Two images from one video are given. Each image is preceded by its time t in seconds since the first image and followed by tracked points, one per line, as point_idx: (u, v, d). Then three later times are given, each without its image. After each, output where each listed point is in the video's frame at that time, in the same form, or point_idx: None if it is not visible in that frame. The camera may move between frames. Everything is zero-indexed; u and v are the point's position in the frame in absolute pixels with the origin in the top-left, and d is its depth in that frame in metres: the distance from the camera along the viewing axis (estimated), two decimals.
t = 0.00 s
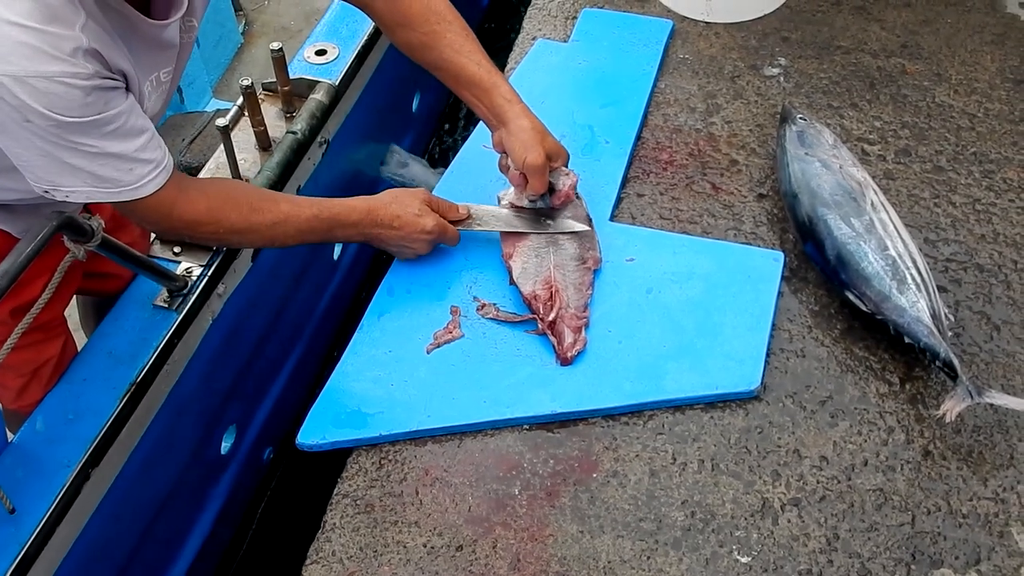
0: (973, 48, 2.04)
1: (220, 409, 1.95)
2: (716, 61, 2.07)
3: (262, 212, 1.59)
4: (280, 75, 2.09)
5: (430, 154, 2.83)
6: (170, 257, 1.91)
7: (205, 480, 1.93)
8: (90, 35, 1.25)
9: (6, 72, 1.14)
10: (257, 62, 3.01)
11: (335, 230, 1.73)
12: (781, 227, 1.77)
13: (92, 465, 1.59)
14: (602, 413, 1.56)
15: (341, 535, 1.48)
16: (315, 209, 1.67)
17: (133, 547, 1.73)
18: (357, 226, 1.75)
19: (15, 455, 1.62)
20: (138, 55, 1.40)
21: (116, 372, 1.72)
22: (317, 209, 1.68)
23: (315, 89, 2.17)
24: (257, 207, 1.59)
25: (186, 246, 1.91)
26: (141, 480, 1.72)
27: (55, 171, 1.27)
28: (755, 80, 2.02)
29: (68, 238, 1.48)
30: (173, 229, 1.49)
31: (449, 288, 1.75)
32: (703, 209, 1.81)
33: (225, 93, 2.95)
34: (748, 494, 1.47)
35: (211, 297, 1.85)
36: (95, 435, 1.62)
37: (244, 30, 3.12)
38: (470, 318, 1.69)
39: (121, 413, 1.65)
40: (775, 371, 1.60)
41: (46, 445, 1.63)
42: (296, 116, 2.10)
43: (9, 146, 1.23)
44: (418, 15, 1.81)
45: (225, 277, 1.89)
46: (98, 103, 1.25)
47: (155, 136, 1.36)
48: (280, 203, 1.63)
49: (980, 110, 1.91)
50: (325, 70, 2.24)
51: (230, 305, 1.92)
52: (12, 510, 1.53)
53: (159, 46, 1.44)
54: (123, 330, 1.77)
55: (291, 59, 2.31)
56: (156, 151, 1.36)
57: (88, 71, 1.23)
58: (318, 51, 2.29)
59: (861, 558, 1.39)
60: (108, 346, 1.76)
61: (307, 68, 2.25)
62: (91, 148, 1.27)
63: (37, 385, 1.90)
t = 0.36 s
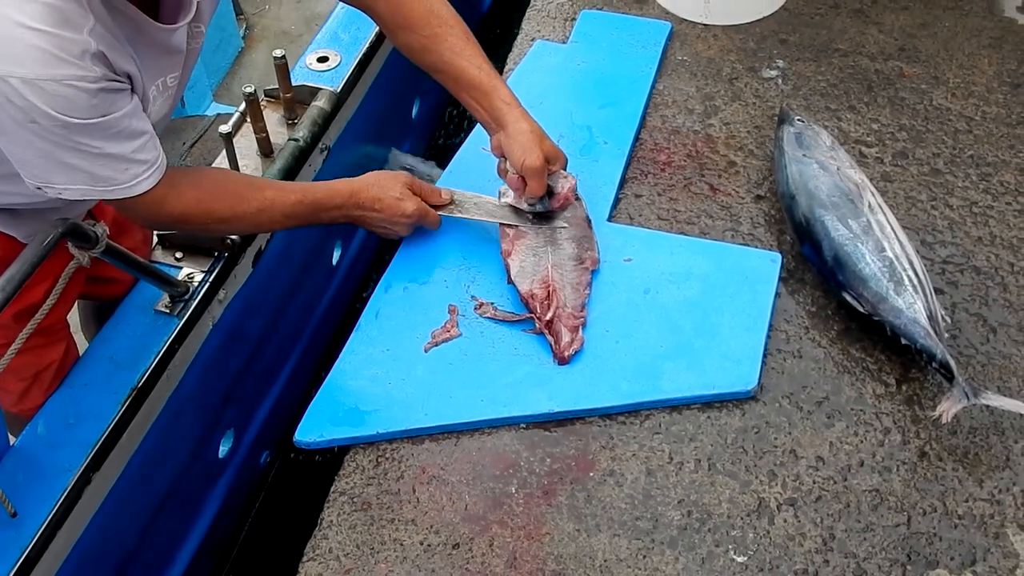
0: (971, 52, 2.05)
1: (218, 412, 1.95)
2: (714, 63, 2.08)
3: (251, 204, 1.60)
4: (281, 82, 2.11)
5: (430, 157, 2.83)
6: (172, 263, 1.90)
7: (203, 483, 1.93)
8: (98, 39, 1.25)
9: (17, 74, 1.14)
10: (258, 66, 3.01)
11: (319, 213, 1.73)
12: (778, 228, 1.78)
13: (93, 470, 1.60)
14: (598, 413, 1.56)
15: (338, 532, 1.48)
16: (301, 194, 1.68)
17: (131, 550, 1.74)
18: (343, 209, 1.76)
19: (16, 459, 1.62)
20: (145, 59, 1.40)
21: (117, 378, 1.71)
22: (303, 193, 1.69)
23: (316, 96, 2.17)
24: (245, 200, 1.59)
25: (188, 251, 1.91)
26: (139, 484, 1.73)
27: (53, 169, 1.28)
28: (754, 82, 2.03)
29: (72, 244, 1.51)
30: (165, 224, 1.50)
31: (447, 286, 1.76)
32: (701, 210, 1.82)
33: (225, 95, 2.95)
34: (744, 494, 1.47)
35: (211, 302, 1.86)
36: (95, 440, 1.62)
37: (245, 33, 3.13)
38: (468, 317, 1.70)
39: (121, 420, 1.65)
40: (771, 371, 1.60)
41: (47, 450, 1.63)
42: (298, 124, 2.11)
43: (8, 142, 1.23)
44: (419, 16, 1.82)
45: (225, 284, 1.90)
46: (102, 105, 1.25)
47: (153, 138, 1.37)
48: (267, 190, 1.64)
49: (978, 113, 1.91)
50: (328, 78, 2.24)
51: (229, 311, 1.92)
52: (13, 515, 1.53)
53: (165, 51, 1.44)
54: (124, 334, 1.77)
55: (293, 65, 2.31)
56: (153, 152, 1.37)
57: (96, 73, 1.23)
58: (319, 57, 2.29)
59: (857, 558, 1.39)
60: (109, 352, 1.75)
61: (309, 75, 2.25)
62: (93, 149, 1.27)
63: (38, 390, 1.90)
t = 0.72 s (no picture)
0: (976, 57, 2.05)
1: (221, 413, 1.94)
2: (720, 64, 2.08)
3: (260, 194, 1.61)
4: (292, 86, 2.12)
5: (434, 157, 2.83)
6: (180, 263, 1.96)
7: (204, 483, 1.92)
8: (117, 37, 1.25)
9: (41, 73, 1.14)
10: (264, 66, 3.00)
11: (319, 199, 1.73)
12: (783, 230, 1.78)
13: (101, 468, 1.65)
14: (602, 411, 1.56)
15: (340, 527, 1.48)
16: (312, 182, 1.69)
17: (134, 550, 1.74)
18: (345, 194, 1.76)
19: (25, 457, 1.68)
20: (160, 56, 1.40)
21: (126, 378, 1.77)
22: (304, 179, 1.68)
23: (326, 101, 2.20)
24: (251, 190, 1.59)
25: (197, 253, 1.97)
26: (145, 484, 1.73)
27: (66, 165, 1.28)
28: (759, 84, 2.03)
29: (88, 245, 1.54)
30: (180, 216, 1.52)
31: (450, 282, 1.76)
32: (706, 211, 1.82)
33: (228, 93, 2.95)
34: (747, 495, 1.47)
35: (219, 304, 1.89)
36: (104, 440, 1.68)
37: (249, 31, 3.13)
38: (472, 314, 1.70)
39: (130, 418, 1.71)
40: (775, 372, 1.60)
41: (56, 448, 1.68)
42: (308, 128, 2.13)
43: (25, 137, 1.23)
44: (426, 13, 1.82)
45: (233, 286, 1.93)
46: (121, 103, 1.25)
47: (166, 136, 1.37)
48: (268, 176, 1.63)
49: (983, 118, 1.92)
50: (338, 82, 2.26)
51: (237, 313, 1.93)
52: (24, 512, 1.59)
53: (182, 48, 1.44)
54: (133, 335, 1.83)
55: (302, 69, 2.32)
56: (165, 150, 1.37)
57: (117, 73, 1.23)
58: (329, 61, 2.31)
59: (859, 560, 1.39)
60: (119, 352, 1.81)
61: (319, 80, 2.27)
62: (110, 146, 1.27)
63: (48, 388, 1.91)
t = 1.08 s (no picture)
0: (1011, 67, 2.04)
1: (244, 410, 1.94)
2: (751, 70, 2.08)
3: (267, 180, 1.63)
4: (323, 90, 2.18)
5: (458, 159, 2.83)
6: (210, 264, 2.03)
7: (223, 481, 1.93)
8: (162, 30, 1.26)
9: (83, 58, 1.16)
10: (290, 65, 3.01)
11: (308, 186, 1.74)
12: (813, 237, 1.77)
13: (129, 465, 1.66)
14: (629, 415, 1.56)
15: (365, 524, 1.48)
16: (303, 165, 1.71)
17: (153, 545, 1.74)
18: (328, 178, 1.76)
19: (55, 451, 1.74)
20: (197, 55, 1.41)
21: (156, 376, 1.84)
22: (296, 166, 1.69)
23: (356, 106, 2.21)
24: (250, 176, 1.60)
25: (225, 254, 2.03)
26: (169, 481, 1.73)
27: (88, 159, 1.28)
28: (790, 90, 2.03)
29: (125, 245, 1.59)
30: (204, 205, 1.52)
31: (479, 284, 1.75)
32: (735, 217, 1.81)
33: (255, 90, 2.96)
34: (774, 503, 1.46)
35: (247, 306, 1.90)
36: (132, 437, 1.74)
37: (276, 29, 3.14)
38: (500, 315, 1.69)
39: (159, 416, 1.73)
40: (804, 381, 1.59)
41: (85, 443, 1.75)
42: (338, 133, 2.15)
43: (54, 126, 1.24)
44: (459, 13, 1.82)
45: (261, 289, 1.94)
46: (153, 99, 1.27)
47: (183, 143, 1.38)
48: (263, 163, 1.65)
49: (1018, 128, 1.91)
50: (368, 87, 2.31)
51: (264, 313, 1.92)
52: (53, 507, 1.65)
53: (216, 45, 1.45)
54: (163, 335, 1.89)
55: (333, 73, 2.37)
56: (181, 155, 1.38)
57: (155, 67, 1.25)
58: (360, 66, 2.36)
59: (887, 572, 1.38)
60: (148, 349, 1.88)
61: (350, 84, 2.32)
62: (133, 144, 1.28)
63: (78, 383, 1.95)
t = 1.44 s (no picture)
0: None
1: (267, 401, 1.94)
2: (791, 78, 2.07)
3: (380, 194, 1.61)
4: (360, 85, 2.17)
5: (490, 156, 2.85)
6: (242, 254, 1.99)
7: (245, 472, 1.93)
8: None
9: (164, 14, 1.17)
10: (324, 60, 3.02)
11: (457, 214, 1.70)
12: (849, 247, 1.77)
13: (154, 451, 1.65)
14: (660, 418, 1.56)
15: (394, 518, 1.48)
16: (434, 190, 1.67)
17: (174, 532, 1.75)
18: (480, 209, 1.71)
19: (82, 433, 1.70)
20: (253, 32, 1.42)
21: (185, 362, 1.79)
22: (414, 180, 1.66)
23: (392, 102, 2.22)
24: (361, 189, 1.58)
25: (259, 245, 2.00)
26: (193, 469, 1.74)
27: (196, 132, 1.29)
28: (830, 99, 2.02)
29: (160, 232, 1.57)
30: (293, 208, 1.50)
31: (512, 283, 1.76)
32: (772, 224, 1.81)
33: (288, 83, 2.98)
34: (804, 511, 1.46)
35: (275, 297, 1.90)
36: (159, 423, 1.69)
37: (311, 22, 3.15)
38: (533, 313, 1.70)
39: (186, 403, 1.72)
40: (837, 391, 1.59)
41: (111, 428, 1.71)
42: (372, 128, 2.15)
43: (154, 101, 1.26)
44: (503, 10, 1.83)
45: (291, 279, 1.94)
46: (243, 57, 1.27)
47: (286, 107, 1.38)
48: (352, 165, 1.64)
49: None
50: (404, 84, 2.30)
51: (291, 305, 1.94)
52: (79, 488, 1.62)
53: (269, 24, 1.48)
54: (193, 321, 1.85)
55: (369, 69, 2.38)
56: (287, 121, 1.38)
57: (236, 20, 1.24)
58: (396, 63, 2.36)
59: None
60: (178, 336, 1.83)
61: (385, 81, 2.32)
62: (230, 109, 1.29)
63: (108, 368, 1.92)
